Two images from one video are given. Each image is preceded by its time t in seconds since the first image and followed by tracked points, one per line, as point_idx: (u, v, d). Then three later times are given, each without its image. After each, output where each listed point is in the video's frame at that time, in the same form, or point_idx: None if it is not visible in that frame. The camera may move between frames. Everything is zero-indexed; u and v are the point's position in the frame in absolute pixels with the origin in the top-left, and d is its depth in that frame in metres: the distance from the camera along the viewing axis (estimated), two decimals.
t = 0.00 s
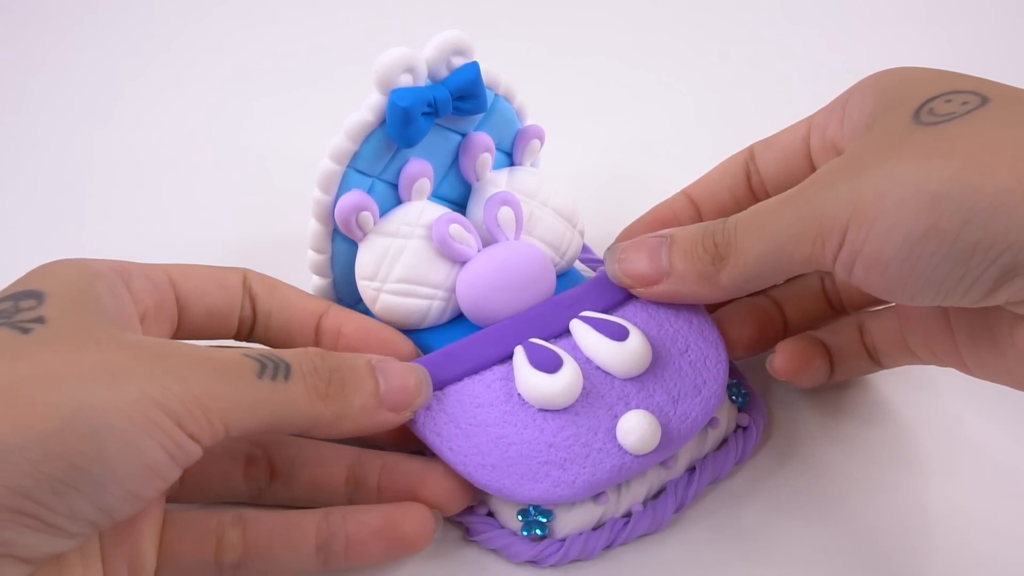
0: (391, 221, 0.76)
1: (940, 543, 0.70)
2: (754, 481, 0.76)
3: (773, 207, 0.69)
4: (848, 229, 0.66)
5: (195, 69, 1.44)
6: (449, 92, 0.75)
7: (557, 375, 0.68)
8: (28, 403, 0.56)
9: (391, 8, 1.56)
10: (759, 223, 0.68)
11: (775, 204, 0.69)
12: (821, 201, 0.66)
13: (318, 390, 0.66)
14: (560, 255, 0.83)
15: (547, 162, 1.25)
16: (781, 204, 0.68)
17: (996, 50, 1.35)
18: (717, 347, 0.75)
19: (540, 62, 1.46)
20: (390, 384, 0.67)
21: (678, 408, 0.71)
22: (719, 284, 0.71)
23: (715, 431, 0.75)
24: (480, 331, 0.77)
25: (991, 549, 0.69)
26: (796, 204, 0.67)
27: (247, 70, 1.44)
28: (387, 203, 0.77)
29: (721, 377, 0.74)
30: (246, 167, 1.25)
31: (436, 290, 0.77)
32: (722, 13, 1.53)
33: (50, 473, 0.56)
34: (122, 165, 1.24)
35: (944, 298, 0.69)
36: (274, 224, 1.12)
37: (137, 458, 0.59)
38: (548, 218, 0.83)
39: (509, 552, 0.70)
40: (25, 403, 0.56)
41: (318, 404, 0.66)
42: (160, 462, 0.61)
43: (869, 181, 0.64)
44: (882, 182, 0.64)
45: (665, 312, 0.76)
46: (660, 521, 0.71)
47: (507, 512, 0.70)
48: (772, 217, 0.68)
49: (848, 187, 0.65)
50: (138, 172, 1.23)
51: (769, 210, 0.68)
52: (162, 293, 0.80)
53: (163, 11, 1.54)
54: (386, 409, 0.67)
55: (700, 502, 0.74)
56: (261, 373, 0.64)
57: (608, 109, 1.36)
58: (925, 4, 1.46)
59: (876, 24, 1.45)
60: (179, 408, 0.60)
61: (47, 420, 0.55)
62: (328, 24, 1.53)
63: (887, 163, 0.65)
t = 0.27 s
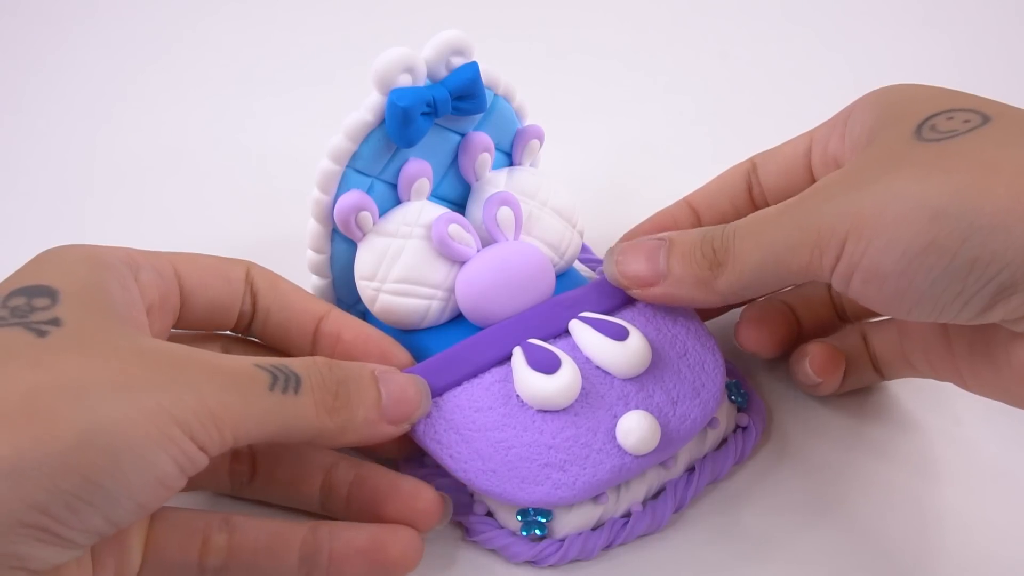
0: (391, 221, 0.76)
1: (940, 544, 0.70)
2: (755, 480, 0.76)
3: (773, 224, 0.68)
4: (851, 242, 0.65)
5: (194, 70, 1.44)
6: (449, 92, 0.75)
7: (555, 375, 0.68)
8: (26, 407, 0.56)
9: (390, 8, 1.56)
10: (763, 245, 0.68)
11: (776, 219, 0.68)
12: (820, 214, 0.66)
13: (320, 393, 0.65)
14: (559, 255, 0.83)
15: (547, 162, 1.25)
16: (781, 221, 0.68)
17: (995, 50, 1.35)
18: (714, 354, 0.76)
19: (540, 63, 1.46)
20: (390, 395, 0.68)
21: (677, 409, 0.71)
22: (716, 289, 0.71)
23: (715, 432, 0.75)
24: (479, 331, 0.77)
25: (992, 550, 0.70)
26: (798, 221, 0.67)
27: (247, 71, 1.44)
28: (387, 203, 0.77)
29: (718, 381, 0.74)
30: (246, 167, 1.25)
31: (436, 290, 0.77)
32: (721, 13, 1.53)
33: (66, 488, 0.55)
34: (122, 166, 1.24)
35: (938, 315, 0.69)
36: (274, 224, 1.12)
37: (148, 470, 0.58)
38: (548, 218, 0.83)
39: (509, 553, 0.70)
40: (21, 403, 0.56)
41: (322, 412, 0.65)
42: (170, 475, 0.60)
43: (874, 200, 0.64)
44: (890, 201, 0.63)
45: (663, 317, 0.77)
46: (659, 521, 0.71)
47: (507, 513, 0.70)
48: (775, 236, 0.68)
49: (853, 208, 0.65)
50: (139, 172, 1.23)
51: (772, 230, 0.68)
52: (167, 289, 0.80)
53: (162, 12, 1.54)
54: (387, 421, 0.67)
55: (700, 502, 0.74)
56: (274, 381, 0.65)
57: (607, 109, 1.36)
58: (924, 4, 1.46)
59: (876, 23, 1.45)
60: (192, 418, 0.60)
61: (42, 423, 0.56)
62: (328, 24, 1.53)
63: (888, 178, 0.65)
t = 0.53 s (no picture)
0: (391, 221, 0.76)
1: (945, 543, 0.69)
2: (757, 481, 0.76)
3: (924, 345, 0.44)
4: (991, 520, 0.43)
5: (193, 70, 1.43)
6: (448, 92, 0.75)
7: (555, 376, 0.69)
8: (216, 454, 0.43)
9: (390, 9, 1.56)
10: (869, 351, 0.45)
11: (927, 346, 0.44)
12: (967, 348, 0.43)
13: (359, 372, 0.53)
14: (559, 255, 0.83)
15: (547, 163, 1.25)
16: (928, 347, 0.44)
17: (995, 48, 1.35)
18: (714, 355, 0.76)
19: (539, 63, 1.46)
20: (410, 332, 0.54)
21: (677, 411, 0.71)
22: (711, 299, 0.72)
23: (714, 432, 0.76)
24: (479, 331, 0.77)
25: (997, 550, 0.69)
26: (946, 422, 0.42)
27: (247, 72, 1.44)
28: (387, 203, 0.77)
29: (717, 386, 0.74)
30: (245, 168, 1.24)
31: (436, 290, 0.77)
32: (721, 14, 1.53)
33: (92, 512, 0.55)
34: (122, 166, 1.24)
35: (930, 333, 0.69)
36: (274, 224, 1.12)
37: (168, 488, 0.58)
38: (548, 218, 0.84)
39: (509, 553, 0.68)
40: (189, 458, 0.42)
41: (390, 397, 0.50)
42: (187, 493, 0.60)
43: None
44: None
45: (663, 319, 0.77)
46: (660, 521, 0.70)
47: (507, 512, 0.70)
48: (904, 397, 0.44)
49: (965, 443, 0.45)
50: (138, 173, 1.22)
51: (890, 324, 0.45)
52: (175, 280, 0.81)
53: (161, 12, 1.54)
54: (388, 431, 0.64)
55: (702, 502, 0.74)
56: (305, 403, 0.47)
57: (607, 110, 1.36)
58: (924, 4, 1.46)
59: (876, 24, 1.45)
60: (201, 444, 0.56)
61: (224, 474, 0.42)
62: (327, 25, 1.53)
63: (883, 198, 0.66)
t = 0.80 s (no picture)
0: (391, 221, 0.76)
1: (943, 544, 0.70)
2: (757, 481, 0.76)
3: (821, 428, 0.51)
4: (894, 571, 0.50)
5: (193, 71, 1.43)
6: (449, 92, 0.75)
7: (555, 375, 0.68)
8: (270, 536, 0.49)
9: (390, 8, 1.56)
10: (770, 429, 0.53)
11: (826, 428, 0.51)
12: (871, 433, 0.50)
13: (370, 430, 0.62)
14: (560, 255, 0.83)
15: (547, 162, 1.24)
16: (825, 429, 0.51)
17: (996, 47, 1.35)
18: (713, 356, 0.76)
19: (540, 63, 1.46)
20: (421, 378, 0.63)
21: (677, 411, 0.71)
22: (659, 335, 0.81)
23: (715, 431, 0.76)
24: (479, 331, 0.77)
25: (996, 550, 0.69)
26: (849, 488, 0.50)
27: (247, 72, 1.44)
28: (387, 203, 0.77)
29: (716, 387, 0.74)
30: (246, 168, 1.24)
31: (436, 290, 0.77)
32: (721, 14, 1.53)
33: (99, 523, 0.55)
34: (122, 167, 1.24)
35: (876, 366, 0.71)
36: (275, 225, 1.12)
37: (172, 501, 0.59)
38: (548, 218, 0.83)
39: (508, 552, 0.69)
40: (252, 539, 0.48)
41: (409, 449, 0.59)
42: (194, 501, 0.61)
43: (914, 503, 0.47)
44: (955, 516, 0.46)
45: (663, 321, 0.77)
46: (659, 521, 0.70)
47: (507, 512, 0.70)
48: (801, 466, 0.52)
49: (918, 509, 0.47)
50: (138, 173, 1.22)
51: (787, 408, 0.52)
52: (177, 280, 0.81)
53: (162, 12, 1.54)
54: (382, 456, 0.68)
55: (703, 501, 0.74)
56: (336, 477, 0.55)
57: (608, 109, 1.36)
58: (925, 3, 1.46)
59: (877, 24, 1.44)
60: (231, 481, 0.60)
61: (289, 554, 0.49)
62: (328, 25, 1.53)
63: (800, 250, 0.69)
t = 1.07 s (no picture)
0: (391, 221, 0.76)
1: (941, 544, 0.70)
2: (757, 481, 0.76)
3: (817, 409, 0.50)
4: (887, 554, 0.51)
5: (194, 70, 1.44)
6: (449, 92, 0.75)
7: (555, 375, 0.68)
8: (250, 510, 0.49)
9: (391, 8, 1.56)
10: (764, 408, 0.52)
11: (822, 409, 0.50)
12: (870, 416, 0.50)
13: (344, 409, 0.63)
14: (560, 255, 0.83)
15: (547, 162, 1.25)
16: (823, 410, 0.50)
17: (997, 47, 1.35)
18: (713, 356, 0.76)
19: (540, 63, 1.46)
20: (391, 353, 0.63)
21: (676, 411, 0.71)
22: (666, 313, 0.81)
23: (715, 431, 0.76)
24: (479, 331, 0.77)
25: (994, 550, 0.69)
26: (845, 470, 0.50)
27: (247, 72, 1.44)
28: (387, 203, 0.77)
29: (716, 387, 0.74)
30: (246, 167, 1.25)
31: (436, 289, 0.77)
32: (721, 14, 1.53)
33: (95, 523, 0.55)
34: (122, 167, 1.24)
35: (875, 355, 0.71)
36: (275, 224, 1.12)
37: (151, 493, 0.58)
38: (548, 218, 0.83)
39: (508, 552, 0.69)
40: (229, 513, 0.48)
41: (382, 424, 0.60)
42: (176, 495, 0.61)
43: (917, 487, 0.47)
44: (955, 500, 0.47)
45: (663, 322, 0.77)
46: (659, 521, 0.70)
47: (507, 512, 0.70)
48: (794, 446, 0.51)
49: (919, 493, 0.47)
50: (138, 173, 1.23)
51: (783, 387, 0.51)
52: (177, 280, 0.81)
53: (162, 12, 1.54)
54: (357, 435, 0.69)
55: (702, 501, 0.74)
56: (313, 453, 0.55)
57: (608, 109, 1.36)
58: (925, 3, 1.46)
59: (877, 23, 1.44)
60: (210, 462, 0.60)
61: (269, 528, 0.49)
62: (328, 25, 1.53)
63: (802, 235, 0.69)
